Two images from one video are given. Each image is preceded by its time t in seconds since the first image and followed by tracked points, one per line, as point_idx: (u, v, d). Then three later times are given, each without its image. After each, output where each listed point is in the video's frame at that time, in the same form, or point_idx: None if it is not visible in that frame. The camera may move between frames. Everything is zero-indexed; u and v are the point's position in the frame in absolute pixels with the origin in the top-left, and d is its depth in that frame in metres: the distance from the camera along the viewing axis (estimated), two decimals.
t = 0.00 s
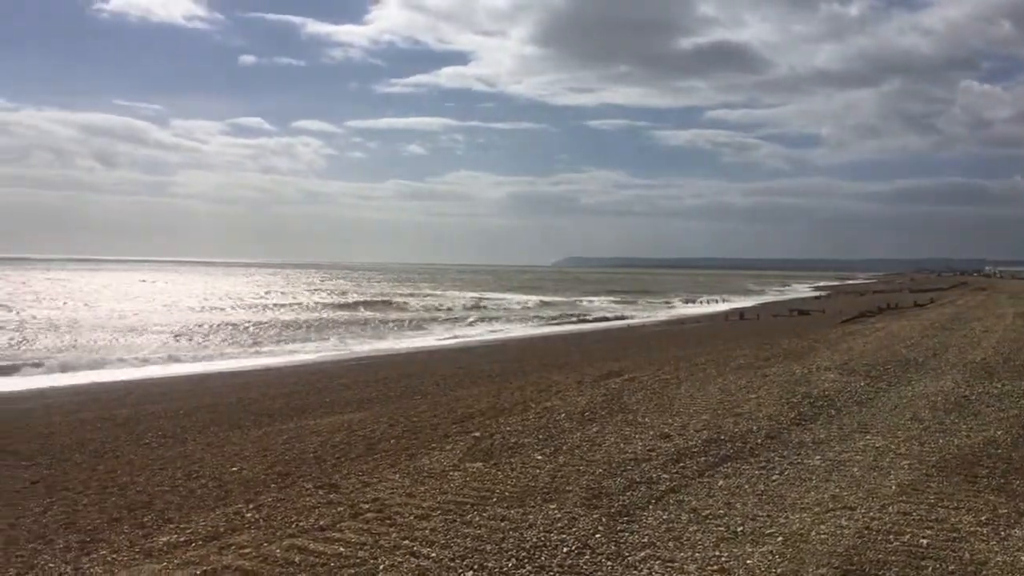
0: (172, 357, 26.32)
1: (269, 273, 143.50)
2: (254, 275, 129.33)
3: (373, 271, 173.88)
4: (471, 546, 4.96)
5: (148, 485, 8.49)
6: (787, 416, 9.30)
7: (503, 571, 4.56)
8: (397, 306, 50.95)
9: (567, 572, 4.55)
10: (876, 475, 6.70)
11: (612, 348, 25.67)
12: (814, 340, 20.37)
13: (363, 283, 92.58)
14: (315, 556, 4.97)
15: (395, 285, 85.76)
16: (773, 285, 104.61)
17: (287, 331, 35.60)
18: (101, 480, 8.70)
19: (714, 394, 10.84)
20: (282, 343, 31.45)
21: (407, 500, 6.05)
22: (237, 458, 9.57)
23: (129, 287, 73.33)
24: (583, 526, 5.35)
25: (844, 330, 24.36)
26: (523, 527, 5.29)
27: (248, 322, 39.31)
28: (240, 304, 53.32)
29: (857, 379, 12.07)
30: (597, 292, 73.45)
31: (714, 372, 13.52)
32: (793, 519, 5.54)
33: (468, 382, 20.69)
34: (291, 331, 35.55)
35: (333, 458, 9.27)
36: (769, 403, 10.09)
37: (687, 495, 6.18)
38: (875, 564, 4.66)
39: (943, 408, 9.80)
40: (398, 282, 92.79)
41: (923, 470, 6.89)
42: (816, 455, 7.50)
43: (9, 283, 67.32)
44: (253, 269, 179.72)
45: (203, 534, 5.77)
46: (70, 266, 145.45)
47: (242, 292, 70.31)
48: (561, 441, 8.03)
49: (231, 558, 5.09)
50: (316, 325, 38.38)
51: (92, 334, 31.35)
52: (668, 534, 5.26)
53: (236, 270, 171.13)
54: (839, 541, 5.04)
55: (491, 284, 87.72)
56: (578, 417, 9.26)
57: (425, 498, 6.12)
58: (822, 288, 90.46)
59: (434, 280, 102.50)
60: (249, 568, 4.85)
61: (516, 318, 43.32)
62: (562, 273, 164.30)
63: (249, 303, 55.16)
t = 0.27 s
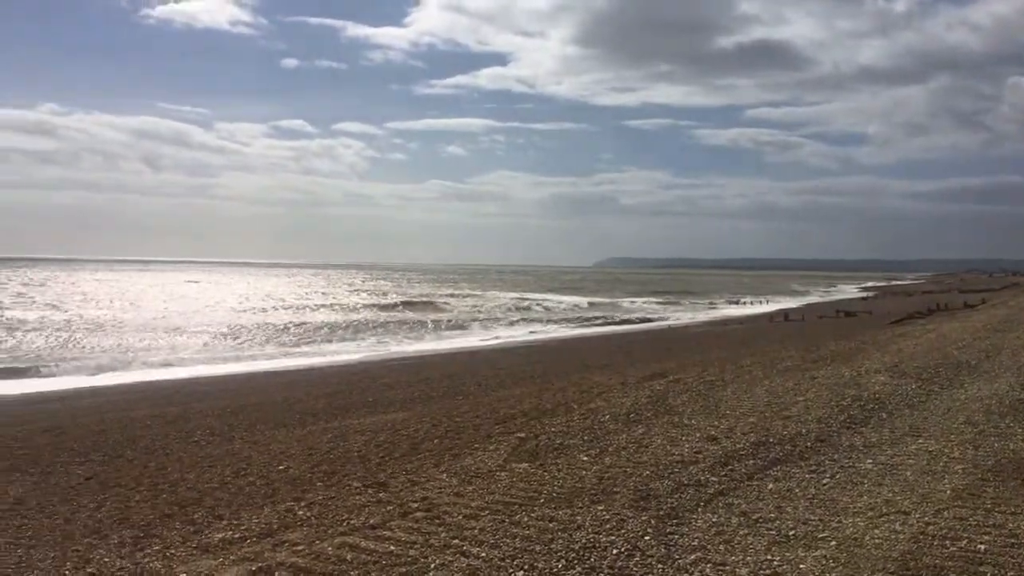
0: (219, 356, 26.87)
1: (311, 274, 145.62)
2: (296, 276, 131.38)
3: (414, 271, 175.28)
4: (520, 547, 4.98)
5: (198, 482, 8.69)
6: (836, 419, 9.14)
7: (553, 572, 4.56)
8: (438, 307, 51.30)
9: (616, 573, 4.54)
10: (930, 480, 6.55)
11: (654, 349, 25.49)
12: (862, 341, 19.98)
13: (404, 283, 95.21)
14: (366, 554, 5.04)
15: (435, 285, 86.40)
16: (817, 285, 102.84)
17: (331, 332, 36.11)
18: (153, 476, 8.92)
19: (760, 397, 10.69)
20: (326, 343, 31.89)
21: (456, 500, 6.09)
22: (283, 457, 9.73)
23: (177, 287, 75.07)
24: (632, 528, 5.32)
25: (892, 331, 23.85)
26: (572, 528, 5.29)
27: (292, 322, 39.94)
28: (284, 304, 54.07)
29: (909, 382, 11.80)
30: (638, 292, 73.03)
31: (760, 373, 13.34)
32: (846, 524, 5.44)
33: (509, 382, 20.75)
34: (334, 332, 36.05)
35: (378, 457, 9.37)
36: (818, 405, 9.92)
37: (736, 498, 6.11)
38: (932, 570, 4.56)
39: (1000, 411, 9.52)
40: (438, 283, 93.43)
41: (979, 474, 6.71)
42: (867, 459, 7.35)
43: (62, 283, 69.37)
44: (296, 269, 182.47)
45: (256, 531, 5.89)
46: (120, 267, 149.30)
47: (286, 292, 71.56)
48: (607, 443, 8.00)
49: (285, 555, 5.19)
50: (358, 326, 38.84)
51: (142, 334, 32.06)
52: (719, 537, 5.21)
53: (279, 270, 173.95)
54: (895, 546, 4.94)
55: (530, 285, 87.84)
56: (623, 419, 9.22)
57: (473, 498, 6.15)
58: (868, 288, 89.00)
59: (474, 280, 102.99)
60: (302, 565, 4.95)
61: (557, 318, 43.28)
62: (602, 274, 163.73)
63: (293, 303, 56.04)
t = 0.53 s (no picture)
0: (274, 355, 27.43)
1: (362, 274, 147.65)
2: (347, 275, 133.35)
3: (462, 271, 176.35)
4: (580, 548, 5.00)
5: (257, 478, 8.90)
6: (899, 423, 8.91)
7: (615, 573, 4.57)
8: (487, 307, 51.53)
9: None
10: (1000, 486, 6.35)
11: (706, 350, 25.20)
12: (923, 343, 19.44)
13: (453, 283, 95.93)
14: (429, 553, 5.12)
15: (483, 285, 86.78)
16: (874, 285, 100.29)
17: (382, 331, 36.57)
18: (213, 472, 9.18)
19: (819, 399, 10.48)
20: (377, 343, 32.30)
21: (515, 500, 6.14)
22: (339, 455, 9.91)
23: (232, 287, 76.88)
24: (694, 531, 5.29)
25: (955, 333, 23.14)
26: (632, 530, 5.29)
27: (344, 322, 40.55)
28: (336, 304, 54.86)
29: (975, 385, 11.43)
30: (688, 292, 72.24)
31: (817, 376, 13.08)
32: (913, 530, 5.32)
33: (560, 383, 20.74)
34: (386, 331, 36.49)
35: (432, 456, 9.48)
36: (879, 409, 9.69)
37: (798, 503, 6.03)
38: None
39: None
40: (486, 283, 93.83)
41: None
42: (934, 464, 7.16)
43: (123, 284, 71.48)
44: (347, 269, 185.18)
45: (320, 528, 6.02)
46: (178, 267, 153.55)
47: (337, 292, 72.73)
48: (663, 445, 7.95)
49: (349, 552, 5.30)
50: (408, 325, 39.25)
51: (199, 333, 32.86)
52: (782, 542, 5.14)
53: (331, 270, 176.77)
54: (966, 553, 4.81)
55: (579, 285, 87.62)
56: (680, 421, 9.14)
57: (531, 498, 6.18)
58: (928, 288, 86.47)
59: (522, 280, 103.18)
60: (366, 562, 5.05)
61: (606, 318, 43.07)
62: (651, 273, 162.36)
63: (344, 303, 56.89)
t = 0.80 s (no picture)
0: (349, 353, 28.05)
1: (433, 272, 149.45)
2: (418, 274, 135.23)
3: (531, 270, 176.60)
4: (663, 548, 4.98)
5: (335, 472, 9.16)
6: (993, 427, 8.53)
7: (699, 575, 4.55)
8: (556, 306, 51.47)
9: None
10: None
11: (782, 350, 24.57)
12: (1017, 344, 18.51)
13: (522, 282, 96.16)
14: (512, 549, 5.19)
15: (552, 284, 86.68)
16: (961, 283, 95.92)
17: (453, 329, 36.96)
18: (293, 466, 9.49)
19: (905, 402, 10.12)
20: (449, 341, 32.65)
21: (595, 499, 6.16)
22: (414, 451, 10.09)
23: (306, 285, 78.88)
24: (780, 534, 5.22)
25: None
26: (717, 532, 5.24)
27: (416, 320, 41.15)
28: (408, 303, 55.66)
29: None
30: (762, 291, 70.54)
31: (902, 377, 12.62)
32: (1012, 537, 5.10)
33: (632, 382, 20.56)
34: (456, 329, 36.86)
35: (507, 454, 9.57)
36: (971, 412, 9.29)
37: (888, 507, 5.85)
38: None
39: None
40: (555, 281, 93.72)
41: None
42: None
43: (204, 282, 74.08)
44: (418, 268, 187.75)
45: (404, 523, 6.17)
46: (257, 266, 158.52)
47: (408, 291, 73.76)
48: (743, 446, 7.83)
49: (434, 546, 5.42)
50: (479, 324, 39.54)
51: (277, 331, 33.81)
52: (872, 546, 5.01)
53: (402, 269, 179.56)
54: None
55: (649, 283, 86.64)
56: (760, 422, 8.97)
57: (611, 498, 6.18)
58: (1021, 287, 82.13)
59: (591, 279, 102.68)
60: (451, 557, 5.15)
61: (678, 318, 42.44)
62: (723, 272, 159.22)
63: (416, 301, 57.69)
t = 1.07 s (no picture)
0: (414, 348, 28.47)
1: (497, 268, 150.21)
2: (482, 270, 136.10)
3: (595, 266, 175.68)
4: (737, 546, 4.96)
5: (405, 464, 9.38)
6: None
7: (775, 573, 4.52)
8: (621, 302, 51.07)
9: None
10: None
11: (856, 348, 23.84)
12: None
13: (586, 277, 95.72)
14: (585, 543, 5.24)
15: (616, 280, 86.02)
16: None
17: (517, 325, 37.07)
18: (365, 457, 9.75)
19: (988, 401, 9.73)
20: (512, 337, 32.79)
21: (668, 495, 6.15)
22: (482, 445, 10.23)
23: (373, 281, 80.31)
24: (859, 534, 5.12)
25: None
26: (794, 531, 5.18)
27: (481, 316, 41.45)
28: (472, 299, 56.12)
29: None
30: (835, 287, 68.47)
31: (985, 377, 12.11)
32: None
33: (697, 380, 20.29)
34: (520, 325, 36.97)
35: (574, 449, 9.60)
36: None
37: (974, 508, 5.67)
38: None
39: None
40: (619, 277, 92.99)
41: None
42: None
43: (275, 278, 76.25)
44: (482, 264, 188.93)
45: (477, 515, 6.29)
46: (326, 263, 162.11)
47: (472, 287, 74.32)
48: (818, 445, 7.67)
49: (507, 538, 5.51)
50: (543, 320, 39.58)
51: (345, 326, 34.55)
52: (956, 548, 4.87)
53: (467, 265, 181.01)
54: None
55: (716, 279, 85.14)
56: (836, 421, 8.77)
57: (683, 495, 6.16)
58: None
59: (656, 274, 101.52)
60: (524, 549, 5.24)
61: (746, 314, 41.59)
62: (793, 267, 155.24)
63: (480, 297, 58.08)
